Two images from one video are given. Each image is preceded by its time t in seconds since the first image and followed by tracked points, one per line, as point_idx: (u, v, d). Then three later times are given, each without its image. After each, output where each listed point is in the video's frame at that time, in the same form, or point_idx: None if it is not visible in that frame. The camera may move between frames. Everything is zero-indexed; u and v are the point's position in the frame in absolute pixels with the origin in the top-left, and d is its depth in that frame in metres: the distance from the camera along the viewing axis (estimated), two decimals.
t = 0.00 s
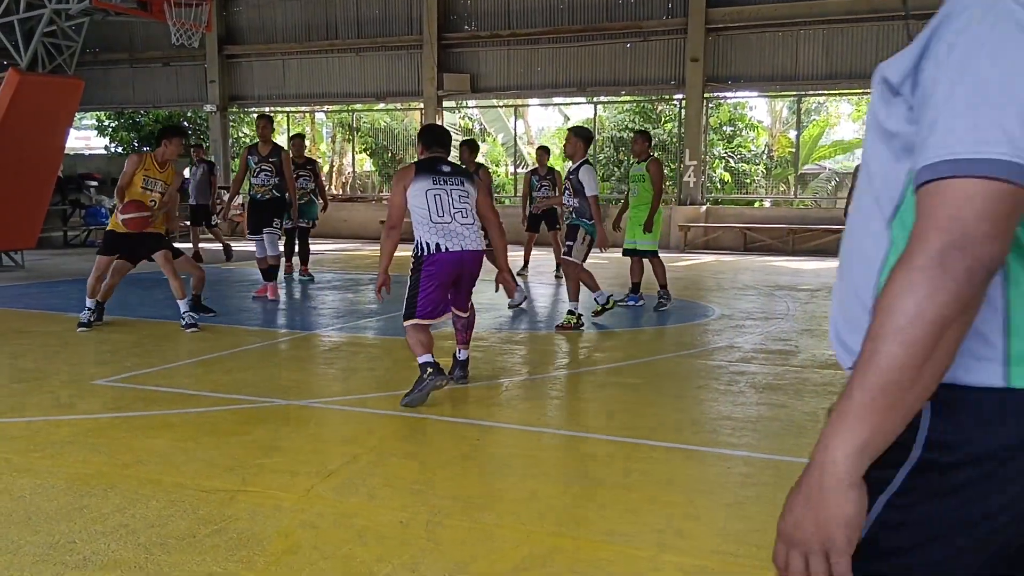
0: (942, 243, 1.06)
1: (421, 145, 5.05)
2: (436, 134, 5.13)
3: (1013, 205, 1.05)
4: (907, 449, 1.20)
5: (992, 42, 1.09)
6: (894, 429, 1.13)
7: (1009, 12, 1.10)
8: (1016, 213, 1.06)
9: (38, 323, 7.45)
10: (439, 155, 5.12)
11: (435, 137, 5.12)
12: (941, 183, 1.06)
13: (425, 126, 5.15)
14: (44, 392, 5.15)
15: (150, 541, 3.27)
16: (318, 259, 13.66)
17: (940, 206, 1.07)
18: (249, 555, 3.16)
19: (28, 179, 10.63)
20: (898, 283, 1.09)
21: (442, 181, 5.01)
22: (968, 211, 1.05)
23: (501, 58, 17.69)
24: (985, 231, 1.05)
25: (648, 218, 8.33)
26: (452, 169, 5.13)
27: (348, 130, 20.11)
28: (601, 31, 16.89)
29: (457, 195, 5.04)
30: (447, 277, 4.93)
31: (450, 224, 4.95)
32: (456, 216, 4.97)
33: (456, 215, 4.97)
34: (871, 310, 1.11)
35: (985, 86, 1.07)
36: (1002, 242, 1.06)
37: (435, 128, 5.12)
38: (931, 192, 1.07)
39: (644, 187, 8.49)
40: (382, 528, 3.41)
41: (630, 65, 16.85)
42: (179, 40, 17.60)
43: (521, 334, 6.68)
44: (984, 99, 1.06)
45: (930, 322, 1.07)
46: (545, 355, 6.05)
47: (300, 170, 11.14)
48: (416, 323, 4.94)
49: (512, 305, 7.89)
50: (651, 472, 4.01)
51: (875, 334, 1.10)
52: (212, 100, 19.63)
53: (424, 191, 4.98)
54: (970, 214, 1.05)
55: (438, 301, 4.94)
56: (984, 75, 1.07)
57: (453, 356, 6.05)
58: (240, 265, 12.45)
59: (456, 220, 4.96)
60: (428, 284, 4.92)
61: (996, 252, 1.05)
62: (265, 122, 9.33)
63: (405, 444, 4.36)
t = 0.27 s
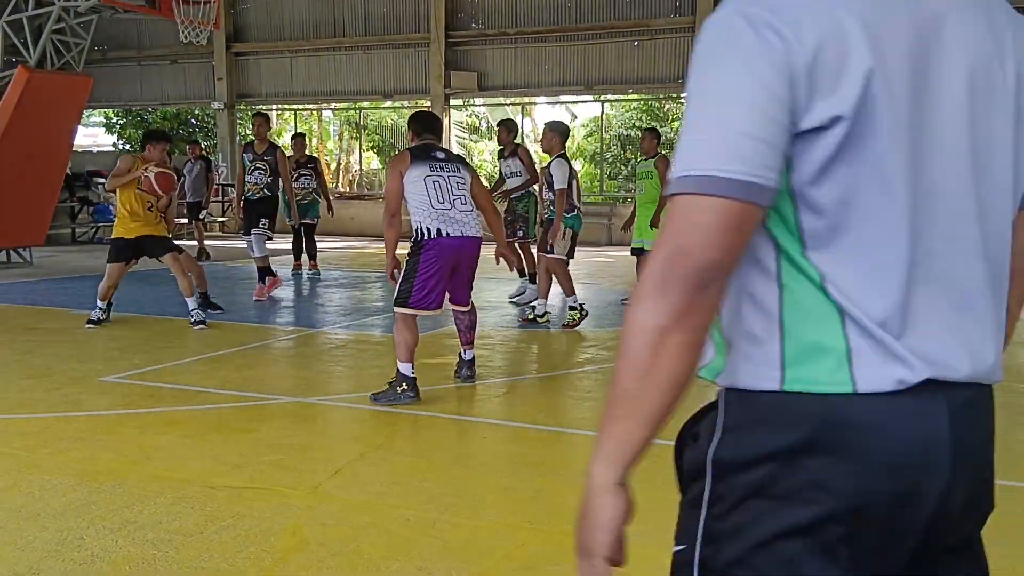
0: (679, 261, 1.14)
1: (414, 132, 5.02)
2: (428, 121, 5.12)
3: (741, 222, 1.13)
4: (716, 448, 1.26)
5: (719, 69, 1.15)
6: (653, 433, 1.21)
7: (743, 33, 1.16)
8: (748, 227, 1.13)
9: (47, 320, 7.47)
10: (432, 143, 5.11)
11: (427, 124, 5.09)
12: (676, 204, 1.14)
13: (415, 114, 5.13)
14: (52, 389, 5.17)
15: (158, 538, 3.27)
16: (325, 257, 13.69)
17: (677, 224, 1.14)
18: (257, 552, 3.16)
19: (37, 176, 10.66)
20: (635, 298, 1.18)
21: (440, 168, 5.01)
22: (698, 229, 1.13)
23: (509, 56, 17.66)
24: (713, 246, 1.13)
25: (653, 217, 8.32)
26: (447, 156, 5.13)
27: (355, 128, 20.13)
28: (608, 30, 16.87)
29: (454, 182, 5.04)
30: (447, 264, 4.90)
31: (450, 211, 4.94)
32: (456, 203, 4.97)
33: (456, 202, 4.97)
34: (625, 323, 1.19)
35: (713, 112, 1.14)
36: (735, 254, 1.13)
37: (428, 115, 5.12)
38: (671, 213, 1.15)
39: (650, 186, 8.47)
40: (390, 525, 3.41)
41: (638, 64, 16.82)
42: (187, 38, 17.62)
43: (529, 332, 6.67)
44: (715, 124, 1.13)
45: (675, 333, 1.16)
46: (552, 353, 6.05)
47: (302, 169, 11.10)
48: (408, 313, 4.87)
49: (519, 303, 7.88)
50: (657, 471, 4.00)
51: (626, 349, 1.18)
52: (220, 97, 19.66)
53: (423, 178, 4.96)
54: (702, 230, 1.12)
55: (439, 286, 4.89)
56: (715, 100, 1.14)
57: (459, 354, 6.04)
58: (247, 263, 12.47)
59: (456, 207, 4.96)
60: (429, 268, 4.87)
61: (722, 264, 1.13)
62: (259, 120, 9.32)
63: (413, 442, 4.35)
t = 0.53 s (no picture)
0: (499, 270, 1.29)
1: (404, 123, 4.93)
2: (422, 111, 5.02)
3: (558, 240, 1.26)
4: (619, 450, 1.24)
5: (554, 87, 1.22)
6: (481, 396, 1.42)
7: (577, 51, 1.20)
8: (567, 245, 1.27)
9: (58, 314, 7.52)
10: (424, 135, 5.04)
11: (419, 113, 4.99)
12: (513, 219, 1.28)
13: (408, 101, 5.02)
14: (62, 384, 5.19)
15: (165, 534, 3.28)
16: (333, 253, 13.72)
17: (509, 239, 1.28)
18: (264, 548, 3.17)
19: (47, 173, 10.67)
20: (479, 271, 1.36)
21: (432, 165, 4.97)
22: (517, 244, 1.27)
23: (518, 54, 17.58)
24: (519, 259, 1.28)
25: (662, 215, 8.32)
26: (438, 150, 5.09)
27: (365, 126, 20.14)
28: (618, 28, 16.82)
29: (445, 180, 5.02)
30: (433, 267, 4.89)
31: (439, 212, 4.94)
32: (445, 204, 4.96)
33: (445, 202, 4.96)
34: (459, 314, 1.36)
35: (546, 134, 1.23)
36: (545, 263, 1.28)
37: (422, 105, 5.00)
38: (505, 228, 1.29)
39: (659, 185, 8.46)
40: (397, 523, 3.42)
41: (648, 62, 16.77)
42: (198, 35, 17.63)
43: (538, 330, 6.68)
44: (548, 146, 1.23)
45: (494, 325, 1.33)
46: (561, 351, 6.05)
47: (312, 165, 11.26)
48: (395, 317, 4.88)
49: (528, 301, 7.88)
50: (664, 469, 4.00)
51: (458, 338, 1.37)
52: (230, 94, 19.69)
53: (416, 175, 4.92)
54: (519, 248, 1.27)
55: (425, 288, 4.88)
56: (549, 121, 1.22)
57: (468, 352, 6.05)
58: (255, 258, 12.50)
59: (445, 209, 4.96)
60: (416, 271, 4.86)
61: (528, 275, 1.28)
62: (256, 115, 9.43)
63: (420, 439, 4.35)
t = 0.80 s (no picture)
0: (478, 291, 1.42)
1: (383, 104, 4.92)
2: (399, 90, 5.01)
3: (522, 256, 1.37)
4: (574, 450, 1.31)
5: (493, 111, 1.30)
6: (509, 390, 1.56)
7: (508, 73, 1.27)
8: (533, 261, 1.38)
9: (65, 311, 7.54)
10: (403, 116, 5.05)
11: (396, 95, 5.00)
12: (481, 244, 1.39)
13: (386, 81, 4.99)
14: (70, 381, 5.21)
15: (174, 530, 3.29)
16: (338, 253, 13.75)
17: (481, 264, 1.40)
18: (273, 545, 3.18)
19: (55, 172, 10.69)
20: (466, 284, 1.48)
21: (413, 148, 4.99)
22: (488, 267, 1.39)
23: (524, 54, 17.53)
24: (495, 278, 1.40)
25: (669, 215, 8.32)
26: (416, 131, 5.10)
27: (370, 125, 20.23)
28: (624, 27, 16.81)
29: (424, 162, 5.04)
30: (413, 253, 4.95)
31: (417, 196, 4.98)
32: (424, 189, 5.00)
33: (425, 188, 5.01)
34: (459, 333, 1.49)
35: (494, 158, 1.31)
36: (518, 281, 1.39)
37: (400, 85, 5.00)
38: (477, 251, 1.40)
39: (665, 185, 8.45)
40: (403, 520, 3.42)
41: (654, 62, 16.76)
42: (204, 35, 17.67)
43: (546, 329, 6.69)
44: (498, 169, 1.32)
45: (488, 341, 1.46)
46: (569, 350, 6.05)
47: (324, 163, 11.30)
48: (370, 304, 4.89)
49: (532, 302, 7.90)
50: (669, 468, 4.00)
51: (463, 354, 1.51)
52: (236, 93, 19.71)
53: (397, 158, 4.93)
54: (493, 272, 1.39)
55: (402, 273, 4.93)
56: (494, 145, 1.31)
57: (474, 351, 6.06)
58: (260, 258, 12.54)
59: (424, 193, 5.01)
60: (394, 255, 4.90)
61: (506, 294, 1.40)
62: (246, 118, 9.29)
63: (426, 437, 4.36)
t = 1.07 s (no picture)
0: (498, 300, 1.40)
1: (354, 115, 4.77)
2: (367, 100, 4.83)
3: (546, 250, 1.34)
4: (575, 452, 1.31)
5: (489, 111, 1.31)
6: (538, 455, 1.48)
7: (501, 71, 1.28)
8: (554, 261, 1.36)
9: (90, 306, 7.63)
10: (374, 125, 4.91)
11: (364, 103, 4.83)
12: (495, 247, 1.37)
13: (351, 90, 4.81)
14: (94, 376, 5.28)
15: (195, 524, 3.32)
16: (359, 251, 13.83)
17: (499, 268, 1.38)
18: (293, 540, 3.20)
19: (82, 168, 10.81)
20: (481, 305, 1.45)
21: (390, 161, 4.88)
22: (508, 270, 1.37)
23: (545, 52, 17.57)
24: (519, 278, 1.37)
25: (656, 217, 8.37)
26: (388, 141, 4.97)
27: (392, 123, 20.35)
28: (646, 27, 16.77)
29: (401, 175, 4.94)
30: (393, 266, 4.84)
31: (399, 211, 4.89)
32: (405, 202, 4.91)
33: (405, 200, 4.92)
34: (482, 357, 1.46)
35: (489, 158, 1.31)
36: (543, 286, 1.37)
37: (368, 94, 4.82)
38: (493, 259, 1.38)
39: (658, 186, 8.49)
40: (422, 518, 3.43)
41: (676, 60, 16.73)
42: (229, 33, 17.79)
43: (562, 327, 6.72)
44: (494, 169, 1.32)
45: (508, 362, 1.43)
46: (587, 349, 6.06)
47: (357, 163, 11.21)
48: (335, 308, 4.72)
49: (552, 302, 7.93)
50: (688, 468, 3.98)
51: (486, 382, 1.46)
52: (260, 91, 19.86)
53: (374, 171, 4.81)
54: (512, 277, 1.37)
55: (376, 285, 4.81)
56: (489, 147, 1.31)
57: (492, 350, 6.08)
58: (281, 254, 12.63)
59: (405, 207, 4.92)
60: (374, 267, 4.79)
61: (529, 301, 1.38)
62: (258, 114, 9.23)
63: (446, 435, 4.37)
